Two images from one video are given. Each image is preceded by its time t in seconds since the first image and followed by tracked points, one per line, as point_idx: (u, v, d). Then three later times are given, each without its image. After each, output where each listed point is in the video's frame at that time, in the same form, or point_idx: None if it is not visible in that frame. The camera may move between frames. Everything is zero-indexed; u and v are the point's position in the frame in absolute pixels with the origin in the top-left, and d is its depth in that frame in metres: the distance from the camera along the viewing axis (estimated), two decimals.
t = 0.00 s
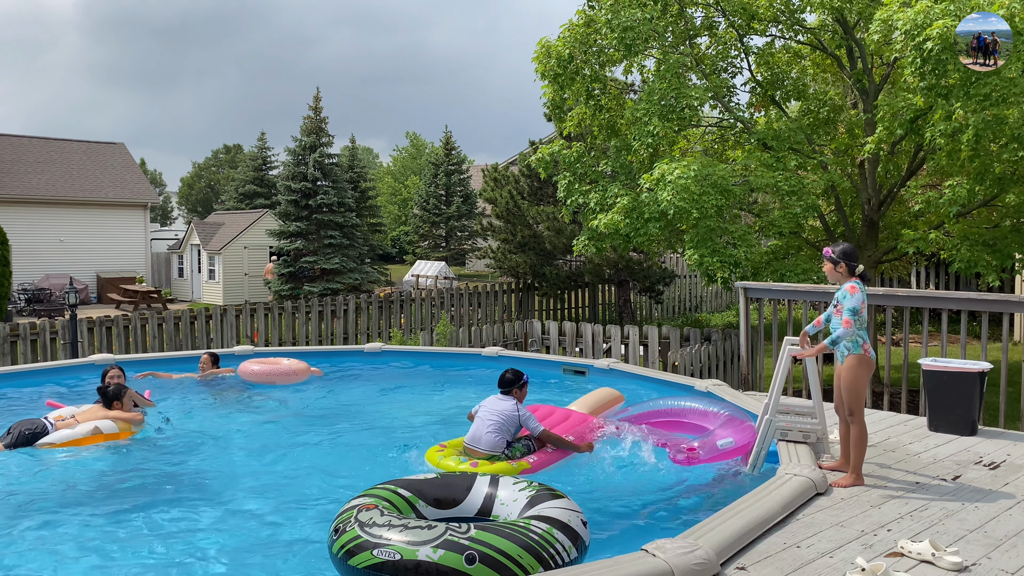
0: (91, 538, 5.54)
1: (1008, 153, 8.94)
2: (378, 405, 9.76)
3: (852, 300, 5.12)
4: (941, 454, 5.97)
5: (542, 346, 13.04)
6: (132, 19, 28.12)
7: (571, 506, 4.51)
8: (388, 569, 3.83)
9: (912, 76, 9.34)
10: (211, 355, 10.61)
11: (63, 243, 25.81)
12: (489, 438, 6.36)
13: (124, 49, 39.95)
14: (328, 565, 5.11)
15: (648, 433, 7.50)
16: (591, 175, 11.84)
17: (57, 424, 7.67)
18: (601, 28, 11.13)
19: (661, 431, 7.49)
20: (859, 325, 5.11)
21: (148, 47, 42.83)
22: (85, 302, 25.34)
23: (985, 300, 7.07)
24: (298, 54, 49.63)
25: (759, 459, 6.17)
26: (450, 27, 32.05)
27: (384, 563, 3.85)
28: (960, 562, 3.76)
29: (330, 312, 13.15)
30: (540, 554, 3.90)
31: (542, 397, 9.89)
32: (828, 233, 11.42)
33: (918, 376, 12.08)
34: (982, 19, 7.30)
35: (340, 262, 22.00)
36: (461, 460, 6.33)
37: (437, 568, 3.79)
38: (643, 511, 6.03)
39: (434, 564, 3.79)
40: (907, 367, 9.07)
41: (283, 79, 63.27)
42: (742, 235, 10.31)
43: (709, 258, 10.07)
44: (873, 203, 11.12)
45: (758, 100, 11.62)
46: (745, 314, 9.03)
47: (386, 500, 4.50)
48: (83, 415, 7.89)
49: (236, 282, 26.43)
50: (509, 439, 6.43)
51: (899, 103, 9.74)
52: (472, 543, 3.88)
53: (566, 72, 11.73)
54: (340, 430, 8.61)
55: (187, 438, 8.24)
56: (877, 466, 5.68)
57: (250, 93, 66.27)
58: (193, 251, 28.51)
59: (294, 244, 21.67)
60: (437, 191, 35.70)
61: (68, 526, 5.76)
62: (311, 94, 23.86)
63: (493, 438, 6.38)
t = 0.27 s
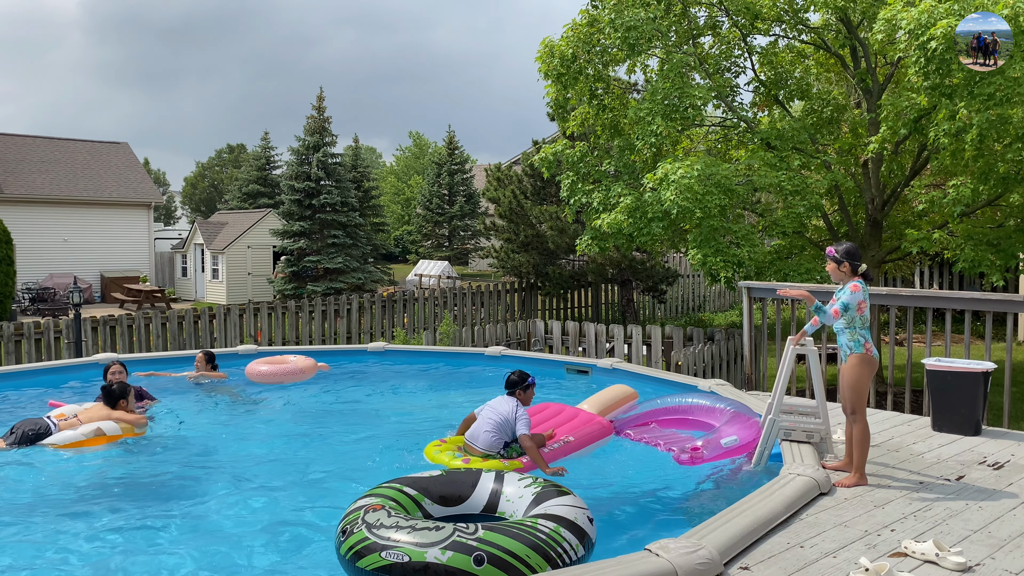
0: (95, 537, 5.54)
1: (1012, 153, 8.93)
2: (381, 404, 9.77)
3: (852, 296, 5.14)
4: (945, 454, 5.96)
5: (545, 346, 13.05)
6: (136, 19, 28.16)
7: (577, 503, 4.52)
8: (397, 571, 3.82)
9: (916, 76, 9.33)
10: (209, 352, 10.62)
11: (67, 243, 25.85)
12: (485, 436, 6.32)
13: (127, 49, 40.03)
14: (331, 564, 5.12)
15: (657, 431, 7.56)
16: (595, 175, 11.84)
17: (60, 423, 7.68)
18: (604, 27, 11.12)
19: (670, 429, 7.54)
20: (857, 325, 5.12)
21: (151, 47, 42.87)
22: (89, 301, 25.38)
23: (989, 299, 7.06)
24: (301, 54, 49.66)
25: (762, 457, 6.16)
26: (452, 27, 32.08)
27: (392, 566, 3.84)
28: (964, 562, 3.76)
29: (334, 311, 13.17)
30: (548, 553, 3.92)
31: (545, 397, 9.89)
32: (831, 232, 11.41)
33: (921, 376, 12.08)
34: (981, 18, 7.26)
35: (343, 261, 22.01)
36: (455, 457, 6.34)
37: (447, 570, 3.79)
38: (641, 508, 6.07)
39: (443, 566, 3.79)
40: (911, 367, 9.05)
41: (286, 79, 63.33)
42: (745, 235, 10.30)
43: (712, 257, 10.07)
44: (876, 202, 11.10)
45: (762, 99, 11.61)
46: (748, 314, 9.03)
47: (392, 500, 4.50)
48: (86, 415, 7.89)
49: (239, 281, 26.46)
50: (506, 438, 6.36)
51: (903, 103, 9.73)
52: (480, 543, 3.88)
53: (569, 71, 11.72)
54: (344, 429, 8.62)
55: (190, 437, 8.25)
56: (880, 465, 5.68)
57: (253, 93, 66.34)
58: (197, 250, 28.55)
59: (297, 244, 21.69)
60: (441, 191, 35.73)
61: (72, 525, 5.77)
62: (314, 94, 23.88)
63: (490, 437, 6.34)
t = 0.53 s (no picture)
0: (99, 536, 5.55)
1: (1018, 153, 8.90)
2: (385, 403, 9.78)
3: (857, 293, 5.11)
4: (950, 454, 5.94)
5: (549, 345, 13.04)
6: (140, 20, 28.21)
7: (584, 497, 4.53)
8: (407, 570, 3.83)
9: (920, 75, 9.31)
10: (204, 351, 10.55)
11: (72, 243, 25.91)
12: (485, 436, 6.30)
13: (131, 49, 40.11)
14: (335, 564, 5.12)
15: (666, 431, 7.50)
16: (599, 175, 11.84)
17: (63, 420, 7.70)
18: (608, 27, 11.11)
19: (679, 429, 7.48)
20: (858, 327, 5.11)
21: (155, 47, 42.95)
22: (93, 300, 25.44)
23: (995, 299, 7.03)
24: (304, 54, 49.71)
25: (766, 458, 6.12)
26: (456, 26, 32.08)
27: (402, 565, 3.84)
28: (970, 563, 3.75)
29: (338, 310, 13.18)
30: (556, 549, 3.92)
31: (549, 397, 9.89)
32: (836, 232, 11.39)
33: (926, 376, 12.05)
34: (981, 18, 7.22)
35: (347, 261, 22.03)
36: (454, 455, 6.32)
37: (457, 568, 3.80)
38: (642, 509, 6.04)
39: (453, 564, 3.80)
40: (916, 367, 9.02)
41: (289, 79, 63.39)
42: (750, 235, 10.28)
43: (716, 257, 10.06)
44: (881, 202, 11.08)
45: (766, 99, 11.59)
46: (753, 314, 9.01)
47: (400, 498, 4.51)
48: (89, 412, 7.91)
49: (244, 281, 26.49)
50: (506, 439, 6.33)
51: (908, 102, 9.71)
52: (490, 541, 3.88)
53: (573, 71, 11.71)
54: (347, 429, 8.62)
55: (194, 437, 8.26)
56: (885, 466, 5.66)
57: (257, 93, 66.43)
58: (201, 250, 28.60)
59: (302, 244, 21.71)
60: (445, 191, 35.74)
61: (76, 524, 5.78)
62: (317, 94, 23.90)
63: (489, 436, 6.32)
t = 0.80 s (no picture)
0: (104, 535, 5.56)
1: None
2: (389, 403, 9.78)
3: (864, 294, 5.11)
4: (955, 455, 5.92)
5: (554, 345, 13.04)
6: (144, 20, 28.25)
7: (590, 499, 4.54)
8: (416, 564, 3.84)
9: (926, 75, 9.29)
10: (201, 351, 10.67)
11: (76, 242, 25.96)
12: (483, 436, 6.41)
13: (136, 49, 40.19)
14: (339, 563, 5.12)
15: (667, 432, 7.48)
16: (603, 175, 11.82)
17: (66, 419, 7.67)
18: (613, 27, 11.10)
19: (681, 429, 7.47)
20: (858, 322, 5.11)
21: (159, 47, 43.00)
22: (98, 300, 25.49)
23: (1000, 300, 7.01)
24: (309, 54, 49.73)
25: (772, 459, 6.14)
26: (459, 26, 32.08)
27: (411, 558, 3.86)
28: (975, 564, 3.74)
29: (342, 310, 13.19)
30: (564, 546, 3.93)
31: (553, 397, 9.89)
32: (841, 233, 11.37)
33: (932, 377, 12.02)
34: (981, 18, 7.19)
35: (352, 261, 22.04)
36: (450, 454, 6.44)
37: (466, 562, 3.82)
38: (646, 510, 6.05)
39: (462, 557, 3.82)
40: (921, 367, 8.99)
41: (293, 79, 63.44)
42: (755, 235, 10.27)
43: (721, 257, 10.03)
44: (887, 202, 11.05)
45: (771, 99, 11.57)
46: (757, 314, 8.99)
47: (408, 495, 4.53)
48: (92, 412, 7.88)
49: (248, 280, 26.53)
50: (504, 439, 6.42)
51: (914, 102, 9.69)
52: (498, 536, 3.91)
53: (578, 71, 11.71)
54: (352, 429, 8.63)
55: (199, 437, 8.28)
56: (890, 466, 5.65)
57: (260, 93, 66.52)
58: (206, 249, 28.65)
59: (306, 244, 21.73)
60: (449, 191, 35.73)
61: (81, 524, 5.79)
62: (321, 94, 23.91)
63: (487, 437, 6.41)
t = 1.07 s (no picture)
0: (108, 534, 5.57)
1: None
2: (393, 403, 9.78)
3: (870, 294, 5.08)
4: (960, 456, 5.90)
5: (557, 346, 13.04)
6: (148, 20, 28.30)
7: (599, 500, 4.53)
8: (426, 568, 3.86)
9: (931, 75, 9.28)
10: (195, 351, 10.77)
11: (81, 242, 26.02)
12: (485, 436, 6.32)
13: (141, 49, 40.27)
14: (343, 563, 5.12)
15: (667, 431, 7.48)
16: (607, 175, 11.82)
17: (68, 422, 7.69)
18: (617, 27, 11.10)
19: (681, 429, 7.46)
20: (863, 324, 5.10)
21: (164, 47, 43.07)
22: (103, 299, 25.55)
23: (1006, 301, 6.99)
24: (313, 54, 49.79)
25: (774, 460, 6.14)
26: (463, 27, 32.09)
27: (420, 561, 3.87)
28: (980, 565, 3.73)
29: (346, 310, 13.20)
30: (574, 550, 3.91)
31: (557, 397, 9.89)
32: (846, 233, 11.34)
33: (937, 378, 11.99)
34: (981, 19, 7.16)
35: (356, 261, 22.05)
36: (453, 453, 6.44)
37: (476, 566, 3.82)
38: (644, 511, 6.03)
39: (472, 562, 3.82)
40: (926, 369, 8.96)
41: (297, 79, 63.55)
42: (759, 235, 10.25)
43: (725, 258, 10.03)
44: (891, 203, 11.03)
45: (776, 99, 11.55)
46: (762, 315, 8.98)
47: (416, 493, 4.55)
48: (95, 414, 7.88)
49: (252, 280, 26.56)
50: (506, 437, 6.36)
51: (919, 103, 9.67)
52: (508, 541, 3.90)
53: (582, 71, 11.70)
54: (355, 429, 8.63)
55: (203, 436, 8.30)
56: (895, 468, 5.64)
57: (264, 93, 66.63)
58: (210, 249, 28.70)
59: (310, 244, 21.75)
60: (453, 191, 35.76)
61: (85, 523, 5.81)
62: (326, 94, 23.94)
63: (489, 436, 6.34)
